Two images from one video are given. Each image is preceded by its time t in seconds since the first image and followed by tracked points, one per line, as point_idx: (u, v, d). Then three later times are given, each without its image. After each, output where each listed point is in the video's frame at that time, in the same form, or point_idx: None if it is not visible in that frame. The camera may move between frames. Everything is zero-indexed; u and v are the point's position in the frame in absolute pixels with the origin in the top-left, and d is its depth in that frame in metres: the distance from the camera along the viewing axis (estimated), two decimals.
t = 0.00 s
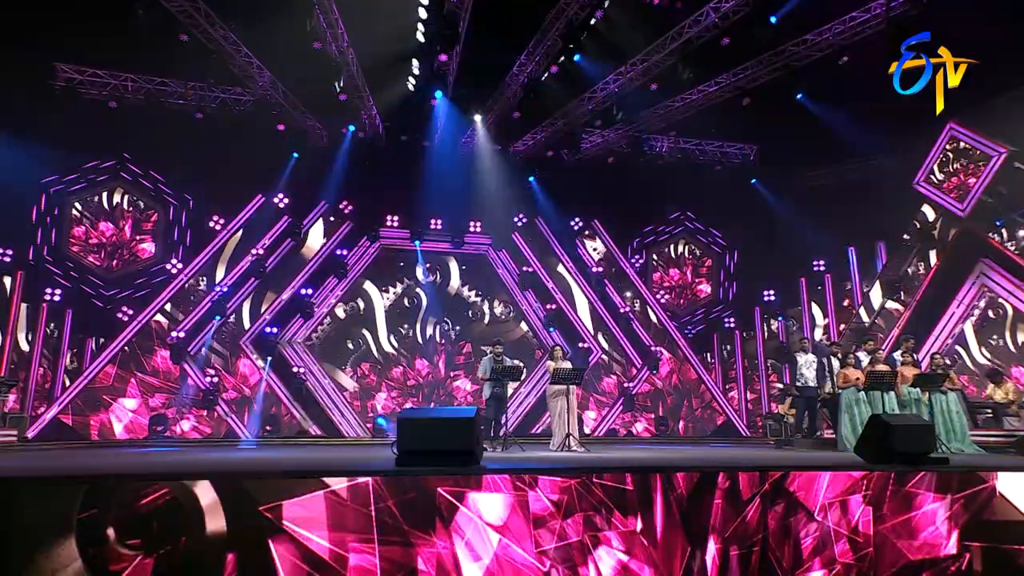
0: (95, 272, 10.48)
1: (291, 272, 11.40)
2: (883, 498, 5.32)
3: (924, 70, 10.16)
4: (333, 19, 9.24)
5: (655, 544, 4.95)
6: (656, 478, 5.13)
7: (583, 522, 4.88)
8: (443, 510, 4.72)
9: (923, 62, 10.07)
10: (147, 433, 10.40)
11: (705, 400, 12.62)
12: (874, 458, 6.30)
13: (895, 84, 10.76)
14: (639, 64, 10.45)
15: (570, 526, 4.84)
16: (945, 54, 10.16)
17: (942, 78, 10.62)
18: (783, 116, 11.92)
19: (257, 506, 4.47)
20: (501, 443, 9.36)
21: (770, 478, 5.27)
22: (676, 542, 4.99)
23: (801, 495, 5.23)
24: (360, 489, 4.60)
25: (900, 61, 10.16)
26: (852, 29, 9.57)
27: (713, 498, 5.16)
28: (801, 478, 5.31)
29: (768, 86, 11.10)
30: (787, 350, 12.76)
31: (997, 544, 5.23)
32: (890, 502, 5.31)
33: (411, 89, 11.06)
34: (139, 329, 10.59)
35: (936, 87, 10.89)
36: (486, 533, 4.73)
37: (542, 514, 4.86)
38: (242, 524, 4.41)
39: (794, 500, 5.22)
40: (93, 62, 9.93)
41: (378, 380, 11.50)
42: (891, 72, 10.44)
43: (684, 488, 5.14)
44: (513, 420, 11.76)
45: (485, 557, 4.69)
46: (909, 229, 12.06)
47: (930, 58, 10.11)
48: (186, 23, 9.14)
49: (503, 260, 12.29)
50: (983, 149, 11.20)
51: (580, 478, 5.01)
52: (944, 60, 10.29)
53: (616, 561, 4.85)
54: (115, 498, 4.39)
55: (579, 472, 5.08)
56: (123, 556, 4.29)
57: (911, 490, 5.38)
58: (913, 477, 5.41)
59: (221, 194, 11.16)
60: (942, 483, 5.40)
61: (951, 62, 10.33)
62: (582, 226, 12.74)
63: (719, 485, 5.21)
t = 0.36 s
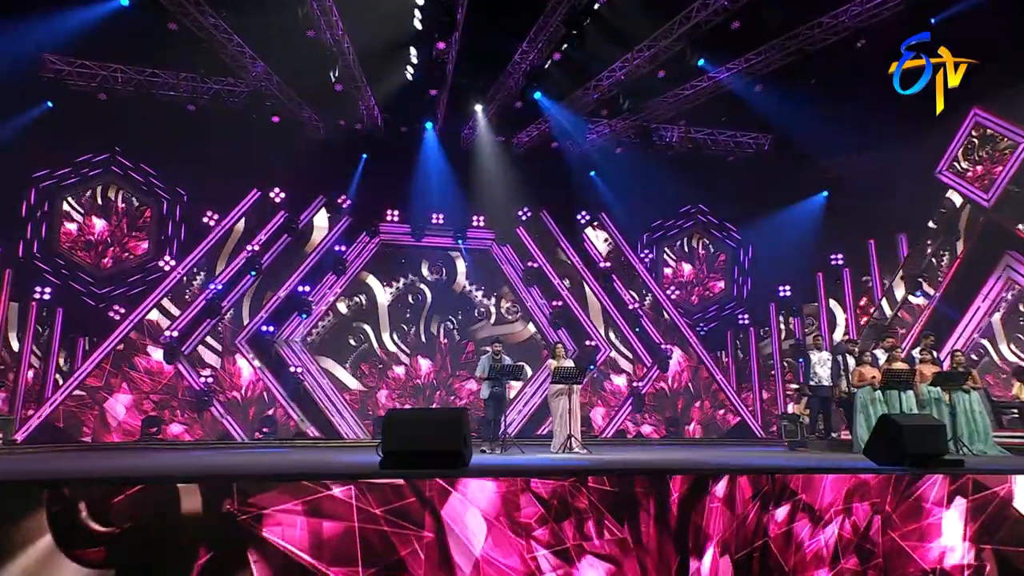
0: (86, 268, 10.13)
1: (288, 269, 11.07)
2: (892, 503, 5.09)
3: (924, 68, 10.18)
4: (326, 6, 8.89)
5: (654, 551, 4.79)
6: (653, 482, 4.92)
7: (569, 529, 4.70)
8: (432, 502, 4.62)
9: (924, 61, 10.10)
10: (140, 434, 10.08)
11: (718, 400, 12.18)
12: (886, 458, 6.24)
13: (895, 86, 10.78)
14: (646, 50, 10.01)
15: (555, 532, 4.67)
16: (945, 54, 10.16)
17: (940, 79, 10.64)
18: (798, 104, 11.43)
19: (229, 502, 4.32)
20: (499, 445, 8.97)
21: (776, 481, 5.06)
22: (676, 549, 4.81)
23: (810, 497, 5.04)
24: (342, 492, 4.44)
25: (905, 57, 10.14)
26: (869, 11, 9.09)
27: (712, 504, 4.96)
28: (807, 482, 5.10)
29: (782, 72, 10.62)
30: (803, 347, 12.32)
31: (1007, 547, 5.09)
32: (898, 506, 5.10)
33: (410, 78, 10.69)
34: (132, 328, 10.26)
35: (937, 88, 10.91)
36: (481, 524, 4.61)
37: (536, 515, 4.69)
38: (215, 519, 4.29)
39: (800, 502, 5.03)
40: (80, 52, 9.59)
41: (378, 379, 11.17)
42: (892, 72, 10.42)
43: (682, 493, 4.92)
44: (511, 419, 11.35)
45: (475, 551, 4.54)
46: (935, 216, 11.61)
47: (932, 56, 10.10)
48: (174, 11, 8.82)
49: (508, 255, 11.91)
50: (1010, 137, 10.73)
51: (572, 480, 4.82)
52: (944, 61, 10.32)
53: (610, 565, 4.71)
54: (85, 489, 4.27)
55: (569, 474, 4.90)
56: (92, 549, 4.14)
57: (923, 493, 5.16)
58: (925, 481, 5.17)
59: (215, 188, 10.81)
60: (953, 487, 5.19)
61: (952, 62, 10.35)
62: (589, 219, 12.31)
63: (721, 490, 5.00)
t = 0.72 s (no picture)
0: (75, 264, 9.81)
1: (285, 265, 10.73)
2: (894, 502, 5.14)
3: (924, 69, 10.07)
4: None
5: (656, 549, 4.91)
6: (650, 483, 5.07)
7: (565, 529, 4.86)
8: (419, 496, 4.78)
9: (923, 61, 10.00)
10: (132, 435, 9.77)
11: (731, 400, 11.73)
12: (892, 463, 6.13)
13: (895, 86, 10.58)
14: (654, 36, 9.54)
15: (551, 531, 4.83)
16: (946, 54, 9.96)
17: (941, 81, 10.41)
18: (816, 91, 10.93)
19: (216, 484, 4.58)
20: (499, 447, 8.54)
21: (779, 484, 5.11)
22: (676, 548, 4.94)
23: (810, 500, 5.08)
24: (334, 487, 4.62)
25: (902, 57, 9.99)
26: None
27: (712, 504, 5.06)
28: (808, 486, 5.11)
29: (798, 57, 10.14)
30: (819, 346, 11.92)
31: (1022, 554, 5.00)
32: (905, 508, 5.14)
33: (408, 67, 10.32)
34: (124, 326, 9.94)
35: (938, 89, 10.62)
36: (469, 520, 4.74)
37: (530, 515, 4.85)
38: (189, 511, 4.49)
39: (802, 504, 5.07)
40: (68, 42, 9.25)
41: (378, 378, 10.84)
42: (891, 72, 10.21)
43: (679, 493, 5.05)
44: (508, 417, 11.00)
45: (464, 544, 4.66)
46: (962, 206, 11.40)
47: (931, 56, 9.95)
48: None
49: (513, 250, 11.53)
50: None
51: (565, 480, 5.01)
52: (945, 60, 10.09)
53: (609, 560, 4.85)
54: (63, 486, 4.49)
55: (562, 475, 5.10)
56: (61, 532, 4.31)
57: (932, 499, 5.16)
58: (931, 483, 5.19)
59: (208, 182, 10.48)
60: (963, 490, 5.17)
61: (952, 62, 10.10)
62: (596, 213, 11.90)
63: (722, 491, 5.09)
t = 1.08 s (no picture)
0: (64, 260, 9.52)
1: (279, 262, 10.40)
2: (898, 504, 5.01)
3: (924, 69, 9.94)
4: None
5: (650, 554, 4.83)
6: (642, 486, 4.91)
7: (553, 533, 4.79)
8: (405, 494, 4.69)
9: (924, 61, 9.90)
10: (123, 436, 9.51)
11: (745, 402, 11.31)
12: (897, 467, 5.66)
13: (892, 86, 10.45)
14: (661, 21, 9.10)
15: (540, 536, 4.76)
16: (946, 54, 9.85)
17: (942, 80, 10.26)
18: (833, 77, 10.47)
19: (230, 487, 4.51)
20: (496, 448, 8.12)
21: (778, 486, 5.00)
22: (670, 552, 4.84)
23: (809, 505, 4.97)
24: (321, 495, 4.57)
25: (903, 57, 9.90)
26: None
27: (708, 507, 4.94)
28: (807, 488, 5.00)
29: (812, 42, 9.69)
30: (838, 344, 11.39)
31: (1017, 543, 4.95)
32: (909, 511, 5.00)
33: (405, 56, 9.95)
34: (114, 325, 9.65)
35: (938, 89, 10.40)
36: (446, 522, 4.68)
37: (512, 520, 4.78)
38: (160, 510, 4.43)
39: (800, 507, 4.97)
40: (54, 30, 8.97)
41: (377, 378, 10.52)
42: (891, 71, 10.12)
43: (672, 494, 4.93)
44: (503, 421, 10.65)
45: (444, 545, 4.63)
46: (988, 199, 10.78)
47: (931, 56, 9.85)
48: None
49: (517, 245, 11.15)
50: None
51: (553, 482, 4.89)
52: (945, 61, 9.98)
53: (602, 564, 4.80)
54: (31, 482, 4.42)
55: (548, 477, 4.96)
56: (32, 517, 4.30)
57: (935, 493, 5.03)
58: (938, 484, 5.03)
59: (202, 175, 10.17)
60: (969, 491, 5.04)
61: (952, 62, 9.96)
62: (603, 207, 11.50)
63: (717, 494, 4.96)
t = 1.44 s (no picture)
0: (51, 255, 9.23)
1: (276, 254, 10.08)
2: (908, 512, 4.62)
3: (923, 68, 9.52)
4: None
5: (640, 559, 4.52)
6: (631, 489, 4.61)
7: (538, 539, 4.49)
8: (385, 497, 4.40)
9: (924, 61, 9.50)
10: (113, 437, 9.23)
11: (759, 403, 10.86)
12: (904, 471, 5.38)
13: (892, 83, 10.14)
14: (668, 4, 8.64)
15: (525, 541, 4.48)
16: (946, 53, 9.38)
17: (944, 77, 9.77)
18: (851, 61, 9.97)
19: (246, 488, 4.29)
20: (492, 448, 7.73)
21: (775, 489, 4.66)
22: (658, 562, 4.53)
23: (807, 511, 4.63)
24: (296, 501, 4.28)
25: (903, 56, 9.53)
26: None
27: (699, 514, 4.60)
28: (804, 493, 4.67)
29: (829, 25, 9.20)
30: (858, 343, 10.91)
31: None
32: (919, 520, 4.61)
33: (403, 43, 9.53)
34: (103, 323, 9.37)
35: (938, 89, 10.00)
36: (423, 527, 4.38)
37: (492, 526, 4.49)
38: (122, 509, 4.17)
39: (796, 512, 4.63)
40: (39, 17, 8.67)
41: (377, 377, 10.17)
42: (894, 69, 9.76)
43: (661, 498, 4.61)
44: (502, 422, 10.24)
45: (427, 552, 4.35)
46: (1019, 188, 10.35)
47: (931, 56, 9.40)
48: None
49: (522, 239, 10.76)
50: None
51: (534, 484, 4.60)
52: (944, 60, 9.53)
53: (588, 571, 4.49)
54: None
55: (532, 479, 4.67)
56: None
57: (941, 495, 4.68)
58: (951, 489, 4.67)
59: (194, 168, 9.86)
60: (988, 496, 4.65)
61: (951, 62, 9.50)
62: (610, 199, 11.08)
63: (706, 500, 4.63)
